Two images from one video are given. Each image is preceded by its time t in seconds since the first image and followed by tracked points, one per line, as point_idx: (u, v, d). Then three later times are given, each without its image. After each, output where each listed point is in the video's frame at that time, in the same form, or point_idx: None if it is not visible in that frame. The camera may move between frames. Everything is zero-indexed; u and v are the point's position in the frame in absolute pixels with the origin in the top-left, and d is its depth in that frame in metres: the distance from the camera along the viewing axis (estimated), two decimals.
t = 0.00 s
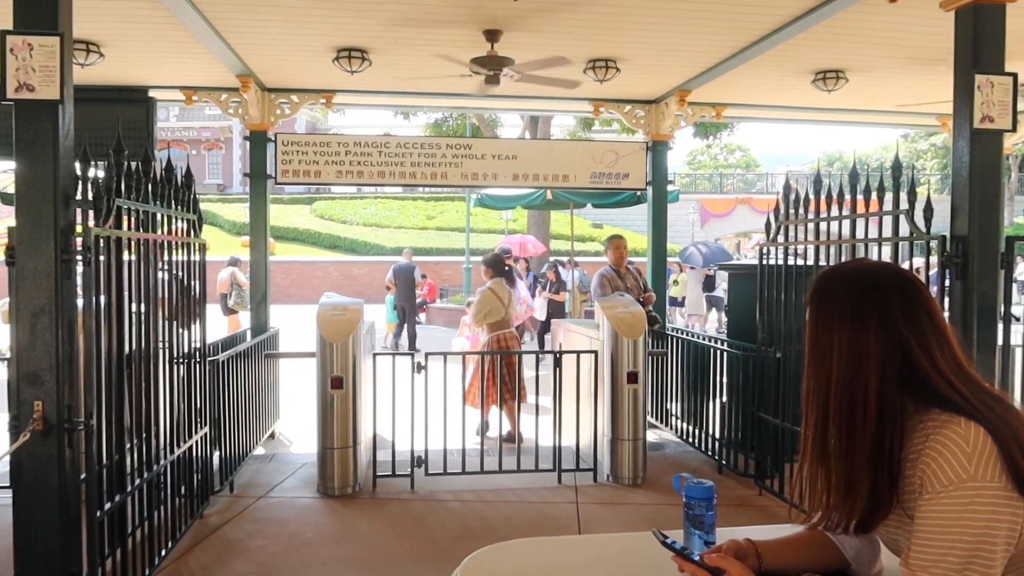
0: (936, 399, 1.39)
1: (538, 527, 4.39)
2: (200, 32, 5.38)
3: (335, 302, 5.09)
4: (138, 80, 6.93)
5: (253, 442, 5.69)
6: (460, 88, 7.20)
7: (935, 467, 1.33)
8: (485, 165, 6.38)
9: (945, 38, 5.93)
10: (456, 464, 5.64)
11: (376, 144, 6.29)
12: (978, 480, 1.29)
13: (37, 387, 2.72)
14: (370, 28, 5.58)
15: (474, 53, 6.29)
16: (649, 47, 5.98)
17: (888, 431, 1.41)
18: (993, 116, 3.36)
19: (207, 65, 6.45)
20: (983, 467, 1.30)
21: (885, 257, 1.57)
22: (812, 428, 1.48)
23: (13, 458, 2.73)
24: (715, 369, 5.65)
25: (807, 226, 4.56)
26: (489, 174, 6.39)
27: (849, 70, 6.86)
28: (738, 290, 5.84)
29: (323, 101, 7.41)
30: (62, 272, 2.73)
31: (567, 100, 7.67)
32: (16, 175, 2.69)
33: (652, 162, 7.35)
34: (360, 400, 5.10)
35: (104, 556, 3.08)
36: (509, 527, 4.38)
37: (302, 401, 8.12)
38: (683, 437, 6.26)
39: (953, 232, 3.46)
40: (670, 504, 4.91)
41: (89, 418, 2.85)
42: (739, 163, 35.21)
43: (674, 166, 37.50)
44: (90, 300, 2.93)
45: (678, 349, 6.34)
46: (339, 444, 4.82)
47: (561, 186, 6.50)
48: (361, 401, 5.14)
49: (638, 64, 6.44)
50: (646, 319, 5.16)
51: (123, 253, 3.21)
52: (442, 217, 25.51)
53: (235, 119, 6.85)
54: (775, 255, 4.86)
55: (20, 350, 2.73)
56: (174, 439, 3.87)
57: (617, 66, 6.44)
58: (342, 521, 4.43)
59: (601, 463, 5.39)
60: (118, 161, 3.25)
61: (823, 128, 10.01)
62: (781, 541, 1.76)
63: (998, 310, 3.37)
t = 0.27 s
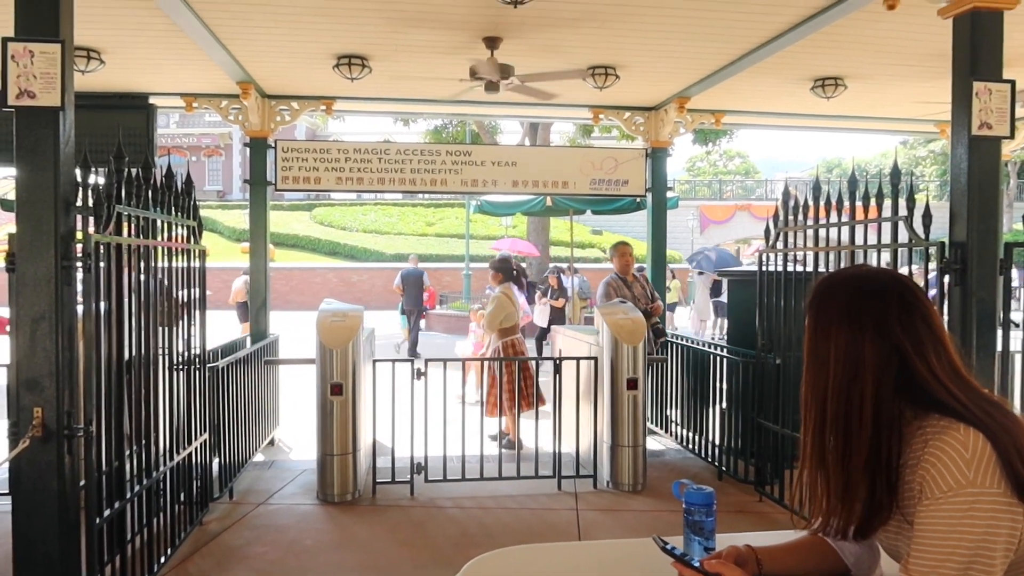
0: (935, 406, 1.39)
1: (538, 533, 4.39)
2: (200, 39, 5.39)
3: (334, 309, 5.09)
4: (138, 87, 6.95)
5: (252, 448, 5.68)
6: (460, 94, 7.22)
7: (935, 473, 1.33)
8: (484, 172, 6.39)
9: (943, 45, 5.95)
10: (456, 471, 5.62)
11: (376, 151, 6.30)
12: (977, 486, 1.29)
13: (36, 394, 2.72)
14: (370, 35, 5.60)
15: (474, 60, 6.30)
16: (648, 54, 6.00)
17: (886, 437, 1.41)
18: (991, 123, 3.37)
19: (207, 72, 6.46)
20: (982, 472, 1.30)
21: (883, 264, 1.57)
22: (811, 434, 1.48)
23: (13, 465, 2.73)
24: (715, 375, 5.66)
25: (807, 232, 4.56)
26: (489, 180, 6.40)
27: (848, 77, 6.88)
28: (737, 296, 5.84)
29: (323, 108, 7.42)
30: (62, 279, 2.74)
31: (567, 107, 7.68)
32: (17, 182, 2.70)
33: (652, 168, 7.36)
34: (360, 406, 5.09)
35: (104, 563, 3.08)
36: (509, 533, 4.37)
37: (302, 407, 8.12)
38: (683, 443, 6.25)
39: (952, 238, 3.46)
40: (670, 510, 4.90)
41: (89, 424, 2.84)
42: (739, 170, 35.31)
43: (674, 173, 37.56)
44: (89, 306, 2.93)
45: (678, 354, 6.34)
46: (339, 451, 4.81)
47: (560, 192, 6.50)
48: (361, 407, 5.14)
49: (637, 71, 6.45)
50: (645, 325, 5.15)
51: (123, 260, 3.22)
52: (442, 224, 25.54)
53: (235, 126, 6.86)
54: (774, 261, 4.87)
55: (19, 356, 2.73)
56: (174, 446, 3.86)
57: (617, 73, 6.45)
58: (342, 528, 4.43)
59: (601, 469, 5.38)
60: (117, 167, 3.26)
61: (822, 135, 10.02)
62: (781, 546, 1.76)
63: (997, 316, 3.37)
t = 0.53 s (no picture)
0: (940, 413, 1.39)
1: (542, 540, 4.38)
2: (204, 46, 5.41)
3: (338, 315, 5.09)
4: (142, 93, 6.98)
5: (255, 455, 5.68)
6: (463, 101, 7.23)
7: (941, 480, 1.33)
8: (487, 178, 6.40)
9: (946, 51, 5.95)
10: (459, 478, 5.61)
11: (379, 157, 6.31)
12: (983, 493, 1.29)
13: (40, 400, 2.72)
14: (373, 42, 5.61)
15: (477, 67, 6.32)
16: (650, 60, 6.01)
17: (889, 443, 1.40)
18: (995, 129, 3.36)
19: (211, 79, 6.48)
20: (988, 479, 1.29)
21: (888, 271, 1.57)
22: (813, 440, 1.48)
23: (15, 471, 2.72)
24: (718, 381, 5.65)
25: (810, 238, 4.55)
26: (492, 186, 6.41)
27: (850, 84, 6.88)
28: (741, 302, 5.84)
29: (326, 114, 7.44)
30: (66, 284, 2.74)
31: (569, 113, 7.70)
32: (22, 188, 2.71)
33: (655, 175, 7.36)
34: (363, 412, 5.09)
35: (106, 570, 3.07)
36: (512, 540, 4.36)
37: (305, 413, 8.12)
38: (687, 450, 6.24)
39: (956, 244, 3.45)
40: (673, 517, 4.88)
41: (92, 430, 2.84)
42: (741, 176, 35.33)
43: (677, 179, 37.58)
44: (93, 312, 2.94)
45: (681, 361, 6.33)
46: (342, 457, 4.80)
47: (563, 199, 6.51)
48: (364, 413, 5.14)
49: (640, 78, 6.47)
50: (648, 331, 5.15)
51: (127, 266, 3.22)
52: (445, 230, 25.58)
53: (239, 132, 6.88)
54: (777, 267, 4.86)
55: (23, 362, 2.73)
56: (176, 452, 3.86)
57: (620, 79, 6.47)
58: (344, 534, 4.42)
59: (604, 476, 5.37)
60: (122, 173, 3.27)
61: (825, 141, 10.03)
62: (787, 554, 1.76)
63: (1001, 322, 3.37)
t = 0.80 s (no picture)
0: (945, 413, 1.38)
1: (543, 541, 4.37)
2: (207, 46, 5.41)
3: (339, 315, 5.09)
4: (145, 94, 6.98)
5: (257, 455, 5.67)
6: (465, 102, 7.23)
7: (945, 479, 1.33)
8: (489, 178, 6.40)
9: (949, 52, 5.95)
10: (460, 479, 5.60)
11: (381, 158, 6.32)
12: (988, 492, 1.29)
13: (42, 400, 2.72)
14: (375, 43, 5.62)
15: (479, 67, 6.32)
16: (652, 61, 6.01)
17: (896, 444, 1.40)
18: (997, 130, 3.36)
19: (213, 79, 6.49)
20: (992, 479, 1.29)
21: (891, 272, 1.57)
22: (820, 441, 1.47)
23: (17, 470, 2.73)
24: (719, 382, 5.65)
25: (812, 239, 4.55)
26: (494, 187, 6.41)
27: (852, 85, 6.88)
28: (743, 303, 5.83)
29: (328, 115, 7.44)
30: (68, 285, 2.74)
31: (571, 114, 7.69)
32: (24, 189, 2.71)
33: (656, 175, 7.36)
34: (364, 413, 5.09)
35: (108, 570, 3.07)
36: (514, 541, 4.36)
37: (307, 413, 8.12)
38: (689, 451, 6.23)
39: (959, 245, 3.45)
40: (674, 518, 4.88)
41: (94, 429, 2.84)
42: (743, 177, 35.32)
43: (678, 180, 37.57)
44: (96, 313, 2.94)
45: (683, 362, 6.33)
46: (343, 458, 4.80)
47: (565, 199, 6.50)
48: (365, 414, 5.14)
49: (642, 78, 6.46)
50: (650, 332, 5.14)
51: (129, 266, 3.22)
52: (446, 231, 25.59)
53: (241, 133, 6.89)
54: (779, 268, 4.86)
55: (25, 362, 2.73)
56: (178, 453, 3.86)
57: (622, 80, 6.46)
58: (346, 534, 4.42)
59: (606, 477, 5.36)
60: (124, 174, 3.27)
61: (827, 142, 10.02)
62: (791, 555, 1.75)
63: (1004, 323, 3.36)
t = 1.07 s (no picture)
0: (947, 409, 1.38)
1: (543, 537, 4.37)
2: (205, 43, 5.40)
3: (339, 312, 5.08)
4: (143, 91, 6.98)
5: (256, 452, 5.67)
6: (464, 98, 7.22)
7: (945, 474, 1.33)
8: (488, 175, 6.39)
9: (949, 48, 5.94)
10: (460, 475, 5.60)
11: (380, 154, 6.30)
12: (988, 488, 1.29)
13: (41, 397, 2.72)
14: (374, 39, 5.60)
15: (478, 64, 6.31)
16: (651, 57, 5.99)
17: (899, 440, 1.40)
18: (997, 126, 3.36)
19: (211, 76, 6.48)
20: (992, 474, 1.29)
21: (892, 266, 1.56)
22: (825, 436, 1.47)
23: (17, 467, 2.73)
24: (719, 378, 5.66)
25: (811, 235, 4.54)
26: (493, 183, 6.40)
27: (852, 80, 6.87)
28: (743, 299, 5.82)
29: (327, 112, 7.43)
30: (67, 282, 2.74)
31: (571, 110, 7.68)
32: (23, 186, 2.70)
33: (656, 171, 7.35)
34: (364, 409, 5.09)
35: (108, 567, 3.08)
36: (514, 537, 4.36)
37: (307, 410, 8.12)
38: (689, 447, 6.24)
39: (959, 240, 3.45)
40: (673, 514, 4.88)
41: (93, 427, 2.84)
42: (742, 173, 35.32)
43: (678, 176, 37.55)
44: (95, 310, 2.93)
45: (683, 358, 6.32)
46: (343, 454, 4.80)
47: (564, 196, 6.49)
48: (365, 410, 5.14)
49: (641, 74, 6.45)
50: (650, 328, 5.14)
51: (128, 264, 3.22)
52: (445, 228, 25.59)
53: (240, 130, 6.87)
54: (779, 264, 4.86)
55: (25, 359, 2.73)
56: (177, 450, 3.86)
57: (621, 76, 6.45)
58: (346, 531, 4.42)
59: (606, 473, 5.36)
60: (123, 171, 3.26)
61: (826, 138, 10.01)
62: (790, 550, 1.75)
63: (1003, 319, 3.36)
